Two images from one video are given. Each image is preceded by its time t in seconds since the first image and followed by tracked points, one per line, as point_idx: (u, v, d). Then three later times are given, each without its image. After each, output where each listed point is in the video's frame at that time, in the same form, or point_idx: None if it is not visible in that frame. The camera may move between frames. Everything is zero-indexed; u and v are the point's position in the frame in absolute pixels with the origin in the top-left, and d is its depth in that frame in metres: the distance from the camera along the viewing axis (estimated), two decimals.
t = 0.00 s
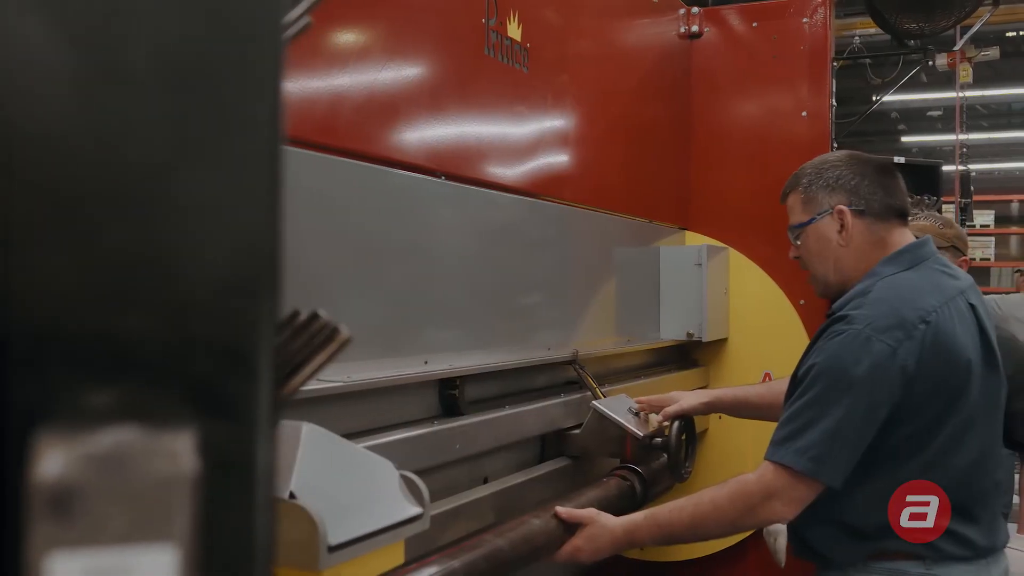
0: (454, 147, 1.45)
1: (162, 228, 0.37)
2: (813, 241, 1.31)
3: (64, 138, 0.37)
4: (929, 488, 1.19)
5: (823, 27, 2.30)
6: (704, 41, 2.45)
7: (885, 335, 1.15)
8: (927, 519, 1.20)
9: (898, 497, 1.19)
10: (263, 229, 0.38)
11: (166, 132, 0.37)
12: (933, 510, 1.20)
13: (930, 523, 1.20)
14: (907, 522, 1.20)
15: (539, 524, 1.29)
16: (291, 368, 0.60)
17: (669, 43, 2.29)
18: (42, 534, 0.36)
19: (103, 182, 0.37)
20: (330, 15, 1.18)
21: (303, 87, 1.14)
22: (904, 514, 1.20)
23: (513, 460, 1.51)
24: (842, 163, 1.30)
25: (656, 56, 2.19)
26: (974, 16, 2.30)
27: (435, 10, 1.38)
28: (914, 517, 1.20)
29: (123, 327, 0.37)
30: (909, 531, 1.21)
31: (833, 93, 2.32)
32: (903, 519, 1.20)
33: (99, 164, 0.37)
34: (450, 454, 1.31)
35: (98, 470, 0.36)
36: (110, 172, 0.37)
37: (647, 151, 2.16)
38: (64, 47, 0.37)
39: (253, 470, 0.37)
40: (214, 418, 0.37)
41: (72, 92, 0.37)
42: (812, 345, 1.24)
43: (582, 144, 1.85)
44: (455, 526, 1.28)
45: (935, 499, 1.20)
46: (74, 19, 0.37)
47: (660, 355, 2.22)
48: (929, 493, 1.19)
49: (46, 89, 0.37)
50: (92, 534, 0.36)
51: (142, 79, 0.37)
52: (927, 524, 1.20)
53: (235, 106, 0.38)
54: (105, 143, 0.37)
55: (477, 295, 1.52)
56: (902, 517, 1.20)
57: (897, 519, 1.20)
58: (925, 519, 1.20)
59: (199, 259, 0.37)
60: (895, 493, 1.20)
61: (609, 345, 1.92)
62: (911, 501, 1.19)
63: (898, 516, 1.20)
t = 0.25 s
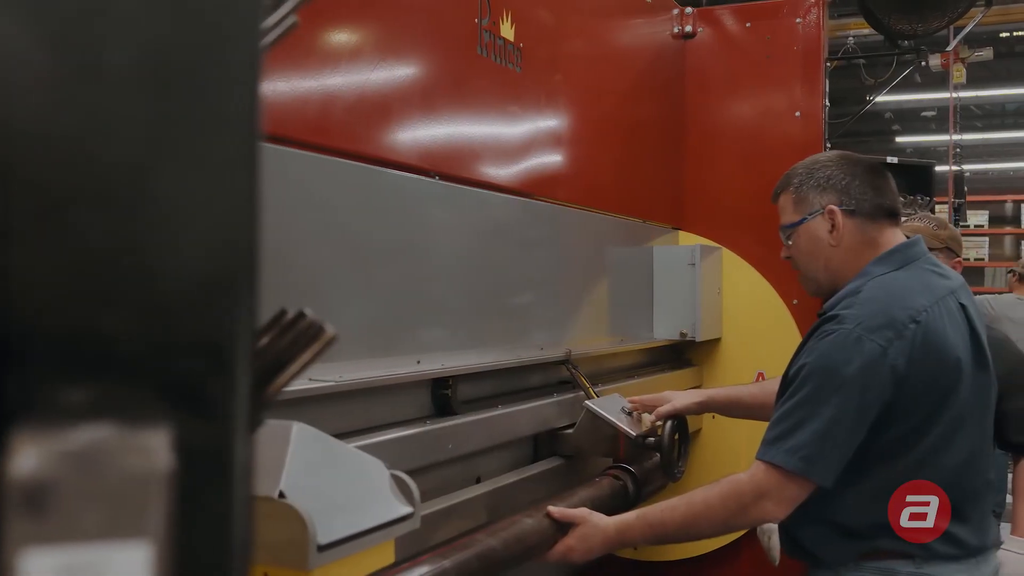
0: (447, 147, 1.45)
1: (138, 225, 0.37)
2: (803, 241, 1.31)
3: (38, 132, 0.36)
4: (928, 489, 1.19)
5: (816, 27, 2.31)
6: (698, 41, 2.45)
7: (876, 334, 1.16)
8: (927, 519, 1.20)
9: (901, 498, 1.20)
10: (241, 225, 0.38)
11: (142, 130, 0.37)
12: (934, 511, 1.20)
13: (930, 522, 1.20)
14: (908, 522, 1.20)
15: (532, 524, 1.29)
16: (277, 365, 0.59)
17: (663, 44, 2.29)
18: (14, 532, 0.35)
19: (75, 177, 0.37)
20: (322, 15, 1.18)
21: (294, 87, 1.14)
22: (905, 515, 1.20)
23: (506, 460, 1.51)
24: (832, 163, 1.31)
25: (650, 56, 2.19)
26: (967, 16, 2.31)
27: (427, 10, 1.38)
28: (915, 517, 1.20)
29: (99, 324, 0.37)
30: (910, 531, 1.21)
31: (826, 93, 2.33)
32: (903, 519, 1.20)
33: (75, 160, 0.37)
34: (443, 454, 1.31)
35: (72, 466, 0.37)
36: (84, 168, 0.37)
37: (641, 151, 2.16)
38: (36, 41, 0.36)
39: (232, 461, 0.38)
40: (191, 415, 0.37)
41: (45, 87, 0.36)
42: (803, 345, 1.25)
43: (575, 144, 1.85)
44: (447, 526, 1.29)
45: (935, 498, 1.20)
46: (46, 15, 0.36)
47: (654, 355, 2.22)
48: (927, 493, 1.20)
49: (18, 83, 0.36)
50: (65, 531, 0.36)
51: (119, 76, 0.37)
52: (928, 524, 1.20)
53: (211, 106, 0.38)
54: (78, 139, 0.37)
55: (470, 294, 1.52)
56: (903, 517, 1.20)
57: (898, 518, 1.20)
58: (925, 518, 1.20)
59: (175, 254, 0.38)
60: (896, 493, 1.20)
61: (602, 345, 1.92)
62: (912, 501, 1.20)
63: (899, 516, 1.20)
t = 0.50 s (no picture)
0: (439, 147, 1.45)
1: (114, 222, 0.38)
2: (795, 241, 1.31)
3: (16, 133, 0.37)
4: (930, 489, 1.20)
5: (810, 27, 2.30)
6: (691, 41, 2.45)
7: (866, 334, 1.16)
8: (927, 518, 1.21)
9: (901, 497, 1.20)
10: (218, 220, 0.38)
11: (119, 130, 0.38)
12: (933, 510, 1.21)
13: (931, 521, 1.21)
14: (910, 519, 1.21)
15: (523, 523, 1.30)
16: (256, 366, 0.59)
17: (656, 44, 2.30)
18: None
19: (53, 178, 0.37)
20: (313, 15, 1.18)
21: (285, 87, 1.14)
22: (905, 514, 1.20)
23: (498, 459, 1.52)
24: (823, 163, 1.31)
25: (643, 56, 2.19)
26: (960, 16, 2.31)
27: (419, 9, 1.38)
28: (914, 517, 1.20)
29: (75, 321, 0.37)
30: (911, 532, 1.21)
31: (820, 93, 2.33)
32: (903, 518, 1.21)
33: (50, 160, 0.37)
34: (435, 453, 1.31)
35: (48, 462, 0.37)
36: (59, 166, 0.37)
37: (634, 151, 2.16)
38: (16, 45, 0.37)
39: (207, 457, 0.37)
40: (167, 412, 0.37)
41: (23, 88, 0.37)
42: (794, 344, 1.25)
43: (568, 144, 1.85)
44: (438, 526, 1.29)
45: (935, 498, 1.20)
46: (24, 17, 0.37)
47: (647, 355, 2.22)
48: (926, 492, 1.20)
49: None
50: (37, 526, 0.35)
51: (94, 76, 0.37)
52: (929, 523, 1.21)
53: (186, 104, 0.38)
54: (59, 134, 0.37)
55: (463, 295, 1.52)
56: (903, 515, 1.20)
57: (899, 517, 1.20)
58: (925, 518, 1.21)
59: (148, 251, 0.38)
60: (897, 493, 1.20)
61: (595, 345, 1.92)
62: (912, 501, 1.20)
63: (900, 516, 1.20)
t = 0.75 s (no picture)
0: (431, 147, 1.45)
1: (88, 220, 0.38)
2: (785, 241, 1.32)
3: None
4: (930, 489, 1.20)
5: (802, 28, 2.32)
6: (684, 41, 2.46)
7: (856, 333, 1.16)
8: (928, 518, 1.21)
9: (901, 498, 1.21)
10: (192, 218, 0.38)
11: (94, 128, 0.38)
12: (934, 510, 1.21)
13: (931, 521, 1.21)
14: (911, 518, 1.21)
15: (515, 523, 1.30)
16: (239, 369, 0.58)
17: (649, 44, 2.30)
18: None
19: (28, 175, 0.38)
20: (303, 14, 1.18)
21: (276, 87, 1.14)
22: (906, 514, 1.21)
23: (490, 459, 1.52)
24: (814, 163, 1.31)
25: (636, 57, 2.20)
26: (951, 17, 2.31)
27: (411, 9, 1.38)
28: (915, 516, 1.21)
29: (49, 319, 0.37)
30: (910, 532, 1.21)
31: (812, 93, 2.34)
32: (904, 518, 1.21)
33: (27, 159, 0.38)
34: (427, 453, 1.31)
35: (22, 460, 0.37)
36: (37, 163, 0.37)
37: (627, 151, 2.17)
38: None
39: (182, 453, 0.38)
40: (141, 410, 0.37)
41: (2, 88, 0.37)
42: (784, 344, 1.25)
43: (561, 144, 1.85)
44: (430, 526, 1.29)
45: (935, 498, 1.21)
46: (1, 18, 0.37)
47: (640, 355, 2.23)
48: (927, 492, 1.20)
49: None
50: (12, 523, 0.36)
51: (71, 76, 0.38)
52: (930, 523, 1.21)
53: (162, 103, 0.38)
54: (35, 131, 0.38)
55: (456, 295, 1.52)
56: (904, 515, 1.21)
57: (901, 517, 1.21)
58: (926, 518, 1.21)
59: (122, 249, 0.38)
60: (897, 493, 1.21)
61: (588, 344, 1.92)
62: (912, 500, 1.21)
63: (901, 516, 1.21)
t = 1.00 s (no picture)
0: (423, 147, 1.45)
1: (61, 218, 0.38)
2: (776, 240, 1.32)
3: None
4: (929, 488, 1.21)
5: (794, 28, 2.32)
6: (676, 41, 2.46)
7: (846, 333, 1.17)
8: (928, 518, 1.22)
9: (901, 498, 1.21)
10: (167, 216, 0.38)
11: (69, 126, 0.38)
12: (935, 509, 1.22)
13: (931, 520, 1.22)
14: (910, 518, 1.22)
15: (506, 523, 1.30)
16: (221, 368, 0.58)
17: (641, 45, 2.30)
18: None
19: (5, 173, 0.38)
20: (293, 14, 1.18)
21: (266, 86, 1.14)
22: (906, 514, 1.21)
23: (481, 459, 1.52)
24: (804, 163, 1.31)
25: (629, 57, 2.20)
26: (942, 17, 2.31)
27: (402, 9, 1.38)
28: (915, 516, 1.22)
29: (23, 315, 0.38)
30: (910, 531, 1.22)
31: (805, 93, 2.34)
32: (905, 517, 1.22)
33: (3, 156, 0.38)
34: (418, 452, 1.32)
35: None
36: (14, 161, 0.38)
37: (620, 151, 2.17)
38: None
39: (157, 449, 0.38)
40: (116, 407, 0.37)
41: None
42: (774, 343, 1.26)
43: (554, 144, 1.85)
44: (421, 525, 1.29)
45: (935, 498, 1.22)
46: None
47: (632, 354, 2.23)
48: (927, 492, 1.21)
49: None
50: None
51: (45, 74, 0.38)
52: (930, 522, 1.22)
53: (135, 100, 0.38)
54: (10, 131, 0.38)
55: (448, 295, 1.52)
56: (903, 515, 1.21)
57: (902, 516, 1.22)
58: (926, 518, 1.22)
59: (99, 247, 0.38)
60: (897, 493, 1.21)
61: (581, 344, 1.93)
62: (912, 500, 1.21)
63: (901, 516, 1.22)
